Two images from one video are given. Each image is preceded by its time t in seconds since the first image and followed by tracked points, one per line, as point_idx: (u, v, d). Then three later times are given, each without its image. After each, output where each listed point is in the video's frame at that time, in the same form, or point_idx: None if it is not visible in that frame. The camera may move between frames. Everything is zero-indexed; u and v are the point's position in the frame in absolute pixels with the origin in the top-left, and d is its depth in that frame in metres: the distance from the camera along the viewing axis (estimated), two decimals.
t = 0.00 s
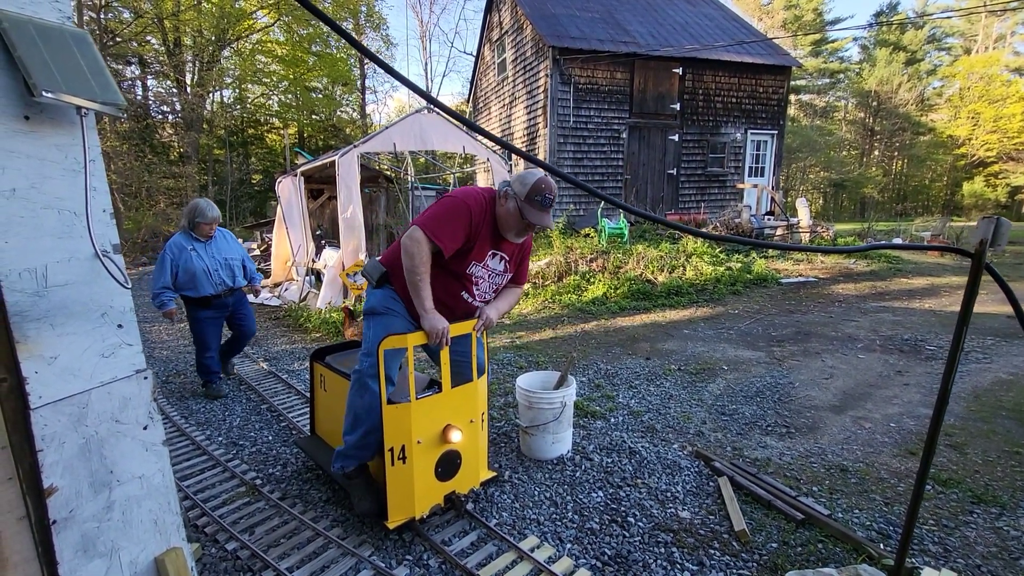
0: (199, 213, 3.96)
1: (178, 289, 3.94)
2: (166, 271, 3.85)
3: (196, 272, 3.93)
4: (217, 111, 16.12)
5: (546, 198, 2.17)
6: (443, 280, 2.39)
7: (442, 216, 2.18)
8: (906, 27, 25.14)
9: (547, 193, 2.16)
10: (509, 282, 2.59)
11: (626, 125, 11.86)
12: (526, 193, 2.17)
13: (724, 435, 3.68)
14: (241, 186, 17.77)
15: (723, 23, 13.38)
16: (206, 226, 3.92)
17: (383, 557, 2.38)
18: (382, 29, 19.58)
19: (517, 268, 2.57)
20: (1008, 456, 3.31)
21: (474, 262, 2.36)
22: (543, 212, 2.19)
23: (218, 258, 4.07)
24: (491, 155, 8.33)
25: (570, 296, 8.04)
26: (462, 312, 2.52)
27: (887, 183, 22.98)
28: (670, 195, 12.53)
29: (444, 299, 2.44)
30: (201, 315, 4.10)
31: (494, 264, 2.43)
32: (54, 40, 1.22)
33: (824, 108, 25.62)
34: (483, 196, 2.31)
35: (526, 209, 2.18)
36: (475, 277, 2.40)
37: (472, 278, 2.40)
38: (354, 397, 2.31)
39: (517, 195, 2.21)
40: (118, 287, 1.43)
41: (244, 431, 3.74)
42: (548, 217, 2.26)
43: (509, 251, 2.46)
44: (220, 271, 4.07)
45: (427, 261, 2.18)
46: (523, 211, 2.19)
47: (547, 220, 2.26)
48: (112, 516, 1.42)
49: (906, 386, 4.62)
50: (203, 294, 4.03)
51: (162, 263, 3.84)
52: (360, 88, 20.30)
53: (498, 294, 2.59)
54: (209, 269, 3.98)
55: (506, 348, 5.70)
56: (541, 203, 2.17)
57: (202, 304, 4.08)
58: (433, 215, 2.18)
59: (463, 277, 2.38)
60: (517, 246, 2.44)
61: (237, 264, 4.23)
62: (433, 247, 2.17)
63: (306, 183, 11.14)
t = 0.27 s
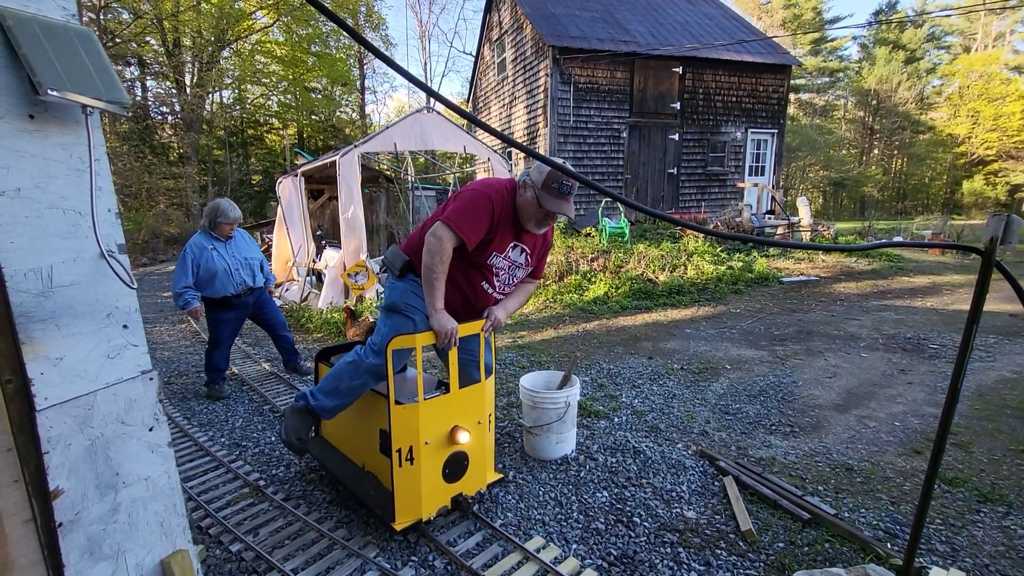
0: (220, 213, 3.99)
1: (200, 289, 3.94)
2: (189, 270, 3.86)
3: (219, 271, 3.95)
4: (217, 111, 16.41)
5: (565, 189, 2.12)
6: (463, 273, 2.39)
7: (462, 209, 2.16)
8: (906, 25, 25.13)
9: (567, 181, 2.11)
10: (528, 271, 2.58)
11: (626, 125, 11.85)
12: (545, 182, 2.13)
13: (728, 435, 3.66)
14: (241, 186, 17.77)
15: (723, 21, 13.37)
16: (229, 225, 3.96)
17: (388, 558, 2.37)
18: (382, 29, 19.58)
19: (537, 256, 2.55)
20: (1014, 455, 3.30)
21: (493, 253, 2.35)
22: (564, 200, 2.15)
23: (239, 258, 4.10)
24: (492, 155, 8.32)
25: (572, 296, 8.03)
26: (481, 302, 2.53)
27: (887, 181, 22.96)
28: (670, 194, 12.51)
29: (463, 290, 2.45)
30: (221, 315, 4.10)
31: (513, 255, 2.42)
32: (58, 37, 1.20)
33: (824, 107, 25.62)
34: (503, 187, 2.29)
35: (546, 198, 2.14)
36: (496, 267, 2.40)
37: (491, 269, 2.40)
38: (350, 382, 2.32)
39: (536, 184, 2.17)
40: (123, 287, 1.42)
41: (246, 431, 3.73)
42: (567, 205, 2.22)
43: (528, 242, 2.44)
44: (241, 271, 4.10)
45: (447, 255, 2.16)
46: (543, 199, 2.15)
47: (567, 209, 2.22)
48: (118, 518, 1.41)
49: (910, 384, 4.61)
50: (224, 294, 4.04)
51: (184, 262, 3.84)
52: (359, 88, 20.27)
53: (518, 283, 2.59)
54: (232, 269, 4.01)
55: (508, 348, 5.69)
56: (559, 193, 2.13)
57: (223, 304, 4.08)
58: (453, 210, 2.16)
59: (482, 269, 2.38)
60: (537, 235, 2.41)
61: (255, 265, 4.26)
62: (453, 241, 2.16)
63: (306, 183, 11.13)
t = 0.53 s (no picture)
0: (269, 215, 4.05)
1: (238, 288, 3.93)
2: (231, 267, 3.87)
3: (260, 272, 3.95)
4: (217, 111, 16.35)
5: (574, 202, 2.06)
6: (467, 275, 2.40)
7: (469, 213, 2.14)
8: (904, 27, 25.21)
9: (577, 196, 2.05)
10: (535, 280, 2.55)
11: (626, 125, 11.85)
12: (556, 195, 2.08)
13: (731, 436, 3.66)
14: (240, 187, 17.73)
15: (722, 22, 13.38)
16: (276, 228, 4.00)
17: (392, 560, 2.36)
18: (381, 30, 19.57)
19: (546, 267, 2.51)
20: (1017, 456, 3.31)
21: (499, 259, 2.34)
22: (573, 217, 2.10)
23: (281, 261, 4.12)
24: (492, 156, 8.31)
25: (572, 296, 8.01)
26: (484, 305, 2.54)
27: (885, 182, 23.01)
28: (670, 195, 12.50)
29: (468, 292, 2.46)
30: (253, 316, 4.05)
31: (520, 264, 2.39)
32: (64, 34, 1.19)
33: (822, 108, 25.68)
34: (515, 194, 2.26)
35: (554, 212, 2.09)
36: (500, 273, 2.39)
37: (495, 274, 2.39)
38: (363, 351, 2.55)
39: (547, 196, 2.13)
40: (129, 288, 1.41)
41: (248, 433, 3.71)
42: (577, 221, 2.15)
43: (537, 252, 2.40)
44: (281, 274, 4.10)
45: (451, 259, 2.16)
46: (552, 214, 2.10)
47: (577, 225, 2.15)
48: (124, 521, 1.40)
49: (912, 385, 4.61)
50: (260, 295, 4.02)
51: (227, 259, 3.87)
52: (358, 89, 20.27)
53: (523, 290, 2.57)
54: (272, 270, 4.01)
55: (509, 349, 5.68)
56: (568, 206, 2.07)
57: (257, 306, 4.04)
58: (461, 213, 2.16)
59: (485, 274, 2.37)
60: (546, 246, 2.37)
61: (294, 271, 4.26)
62: (459, 245, 2.15)
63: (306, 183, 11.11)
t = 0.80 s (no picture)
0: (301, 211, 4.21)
1: (273, 277, 3.98)
2: (268, 257, 3.93)
3: (295, 260, 4.02)
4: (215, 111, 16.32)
5: (561, 201, 2.00)
6: (464, 276, 2.38)
7: (459, 216, 2.12)
8: (901, 28, 25.29)
9: (563, 196, 2.00)
10: (535, 278, 2.51)
11: (626, 126, 11.86)
12: (542, 196, 2.04)
13: (733, 436, 3.66)
14: (239, 187, 17.70)
15: (722, 23, 13.40)
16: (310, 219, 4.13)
17: (395, 561, 2.35)
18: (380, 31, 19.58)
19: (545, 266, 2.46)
20: (1018, 456, 3.31)
21: (494, 260, 2.31)
22: (561, 220, 2.05)
23: (314, 253, 4.23)
24: (492, 157, 8.31)
25: (572, 297, 8.01)
26: (484, 305, 2.53)
27: (883, 183, 23.06)
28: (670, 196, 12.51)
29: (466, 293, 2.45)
30: (289, 304, 4.07)
31: (517, 263, 2.36)
32: (70, 31, 1.18)
33: (820, 109, 25.74)
34: (505, 192, 2.21)
35: (542, 212, 2.04)
36: (494, 273, 2.36)
37: (491, 273, 2.36)
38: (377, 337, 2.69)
39: (535, 196, 2.08)
40: (136, 289, 1.40)
41: (249, 433, 3.70)
42: (566, 220, 2.08)
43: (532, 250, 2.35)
44: (314, 265, 4.19)
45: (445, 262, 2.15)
46: (538, 217, 2.06)
47: (566, 224, 2.08)
48: (129, 523, 1.39)
49: (912, 386, 4.62)
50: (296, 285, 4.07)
51: (262, 248, 3.94)
52: (357, 89, 20.25)
53: (523, 289, 2.54)
54: (307, 261, 4.10)
55: (510, 349, 5.68)
56: (554, 206, 2.01)
57: (293, 295, 4.08)
58: (450, 215, 2.14)
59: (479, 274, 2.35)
60: (542, 246, 2.33)
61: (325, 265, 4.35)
62: (448, 247, 2.14)
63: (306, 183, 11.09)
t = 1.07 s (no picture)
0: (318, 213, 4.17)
1: (299, 280, 3.95)
2: (293, 260, 3.90)
3: (319, 262, 4.00)
4: (213, 112, 16.28)
5: (539, 189, 2.01)
6: (460, 273, 2.39)
7: (445, 214, 2.14)
8: (899, 28, 25.34)
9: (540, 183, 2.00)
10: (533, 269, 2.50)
11: (625, 126, 11.87)
12: (521, 185, 2.04)
13: (734, 436, 3.66)
14: (236, 188, 17.65)
15: (720, 23, 13.42)
16: (329, 220, 4.11)
17: (398, 562, 2.34)
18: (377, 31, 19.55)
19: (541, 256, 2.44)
20: (1019, 454, 3.32)
21: (486, 253, 2.32)
22: (541, 208, 2.06)
23: (335, 254, 4.23)
24: (491, 157, 8.30)
25: (572, 297, 8.01)
26: (487, 300, 2.53)
27: (881, 182, 23.09)
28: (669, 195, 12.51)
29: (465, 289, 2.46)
30: (319, 306, 4.04)
31: (510, 255, 2.36)
32: (74, 33, 1.18)
33: (818, 108, 25.76)
34: (489, 185, 2.22)
35: (522, 200, 2.05)
36: (488, 267, 2.36)
37: (486, 267, 2.37)
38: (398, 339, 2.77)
39: (514, 186, 2.09)
40: (139, 290, 1.40)
41: (250, 435, 3.70)
42: (549, 206, 2.07)
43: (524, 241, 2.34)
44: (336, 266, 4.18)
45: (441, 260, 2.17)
46: (519, 205, 2.06)
47: (548, 210, 2.08)
48: (133, 525, 1.39)
49: (913, 384, 4.63)
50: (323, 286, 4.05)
51: (285, 253, 3.89)
52: (355, 89, 20.23)
53: (522, 281, 2.53)
54: (331, 262, 4.10)
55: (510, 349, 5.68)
56: (532, 193, 2.01)
57: (320, 296, 4.05)
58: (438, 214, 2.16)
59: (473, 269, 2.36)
60: (532, 235, 2.31)
61: (345, 265, 4.34)
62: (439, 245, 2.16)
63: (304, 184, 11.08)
